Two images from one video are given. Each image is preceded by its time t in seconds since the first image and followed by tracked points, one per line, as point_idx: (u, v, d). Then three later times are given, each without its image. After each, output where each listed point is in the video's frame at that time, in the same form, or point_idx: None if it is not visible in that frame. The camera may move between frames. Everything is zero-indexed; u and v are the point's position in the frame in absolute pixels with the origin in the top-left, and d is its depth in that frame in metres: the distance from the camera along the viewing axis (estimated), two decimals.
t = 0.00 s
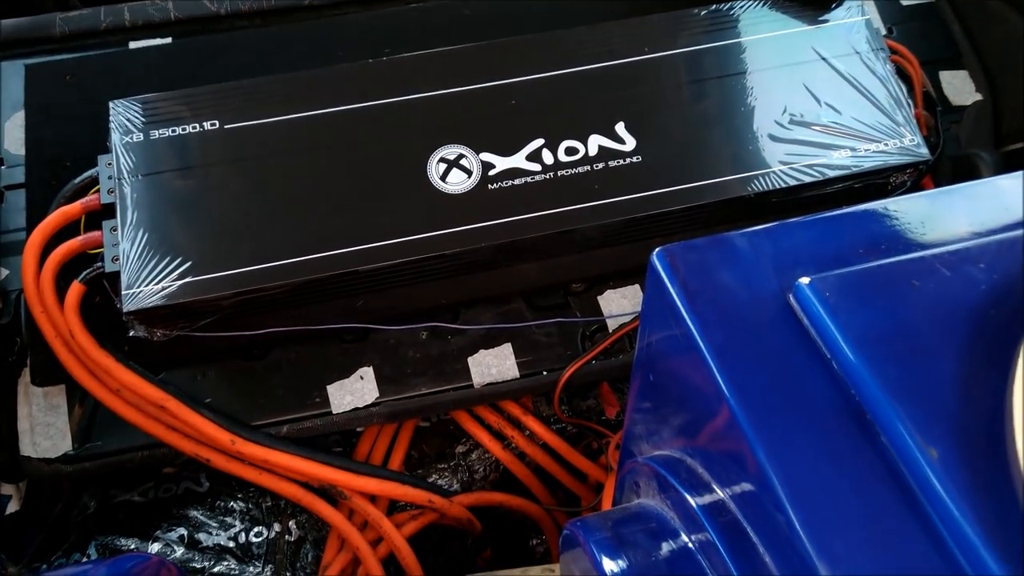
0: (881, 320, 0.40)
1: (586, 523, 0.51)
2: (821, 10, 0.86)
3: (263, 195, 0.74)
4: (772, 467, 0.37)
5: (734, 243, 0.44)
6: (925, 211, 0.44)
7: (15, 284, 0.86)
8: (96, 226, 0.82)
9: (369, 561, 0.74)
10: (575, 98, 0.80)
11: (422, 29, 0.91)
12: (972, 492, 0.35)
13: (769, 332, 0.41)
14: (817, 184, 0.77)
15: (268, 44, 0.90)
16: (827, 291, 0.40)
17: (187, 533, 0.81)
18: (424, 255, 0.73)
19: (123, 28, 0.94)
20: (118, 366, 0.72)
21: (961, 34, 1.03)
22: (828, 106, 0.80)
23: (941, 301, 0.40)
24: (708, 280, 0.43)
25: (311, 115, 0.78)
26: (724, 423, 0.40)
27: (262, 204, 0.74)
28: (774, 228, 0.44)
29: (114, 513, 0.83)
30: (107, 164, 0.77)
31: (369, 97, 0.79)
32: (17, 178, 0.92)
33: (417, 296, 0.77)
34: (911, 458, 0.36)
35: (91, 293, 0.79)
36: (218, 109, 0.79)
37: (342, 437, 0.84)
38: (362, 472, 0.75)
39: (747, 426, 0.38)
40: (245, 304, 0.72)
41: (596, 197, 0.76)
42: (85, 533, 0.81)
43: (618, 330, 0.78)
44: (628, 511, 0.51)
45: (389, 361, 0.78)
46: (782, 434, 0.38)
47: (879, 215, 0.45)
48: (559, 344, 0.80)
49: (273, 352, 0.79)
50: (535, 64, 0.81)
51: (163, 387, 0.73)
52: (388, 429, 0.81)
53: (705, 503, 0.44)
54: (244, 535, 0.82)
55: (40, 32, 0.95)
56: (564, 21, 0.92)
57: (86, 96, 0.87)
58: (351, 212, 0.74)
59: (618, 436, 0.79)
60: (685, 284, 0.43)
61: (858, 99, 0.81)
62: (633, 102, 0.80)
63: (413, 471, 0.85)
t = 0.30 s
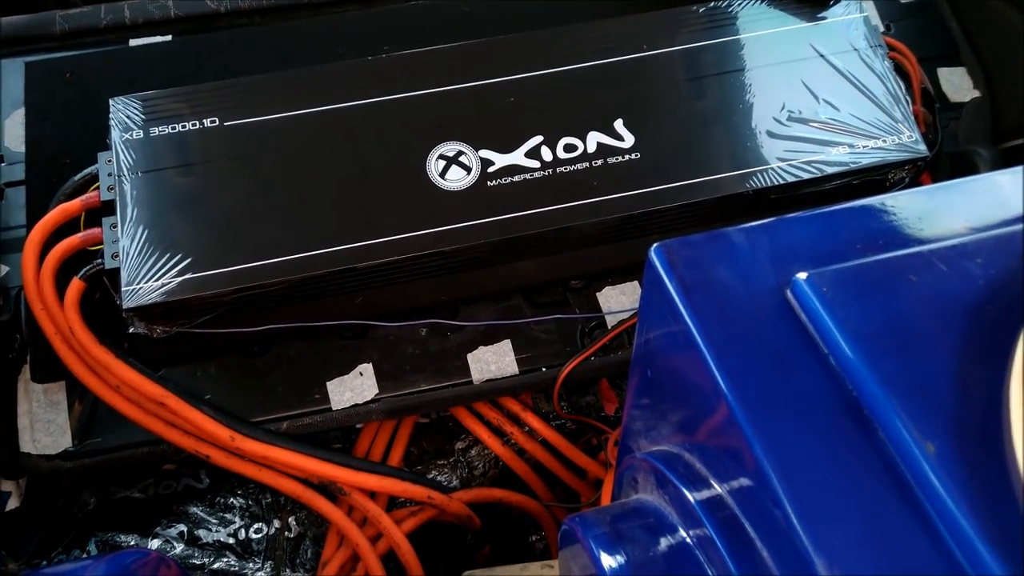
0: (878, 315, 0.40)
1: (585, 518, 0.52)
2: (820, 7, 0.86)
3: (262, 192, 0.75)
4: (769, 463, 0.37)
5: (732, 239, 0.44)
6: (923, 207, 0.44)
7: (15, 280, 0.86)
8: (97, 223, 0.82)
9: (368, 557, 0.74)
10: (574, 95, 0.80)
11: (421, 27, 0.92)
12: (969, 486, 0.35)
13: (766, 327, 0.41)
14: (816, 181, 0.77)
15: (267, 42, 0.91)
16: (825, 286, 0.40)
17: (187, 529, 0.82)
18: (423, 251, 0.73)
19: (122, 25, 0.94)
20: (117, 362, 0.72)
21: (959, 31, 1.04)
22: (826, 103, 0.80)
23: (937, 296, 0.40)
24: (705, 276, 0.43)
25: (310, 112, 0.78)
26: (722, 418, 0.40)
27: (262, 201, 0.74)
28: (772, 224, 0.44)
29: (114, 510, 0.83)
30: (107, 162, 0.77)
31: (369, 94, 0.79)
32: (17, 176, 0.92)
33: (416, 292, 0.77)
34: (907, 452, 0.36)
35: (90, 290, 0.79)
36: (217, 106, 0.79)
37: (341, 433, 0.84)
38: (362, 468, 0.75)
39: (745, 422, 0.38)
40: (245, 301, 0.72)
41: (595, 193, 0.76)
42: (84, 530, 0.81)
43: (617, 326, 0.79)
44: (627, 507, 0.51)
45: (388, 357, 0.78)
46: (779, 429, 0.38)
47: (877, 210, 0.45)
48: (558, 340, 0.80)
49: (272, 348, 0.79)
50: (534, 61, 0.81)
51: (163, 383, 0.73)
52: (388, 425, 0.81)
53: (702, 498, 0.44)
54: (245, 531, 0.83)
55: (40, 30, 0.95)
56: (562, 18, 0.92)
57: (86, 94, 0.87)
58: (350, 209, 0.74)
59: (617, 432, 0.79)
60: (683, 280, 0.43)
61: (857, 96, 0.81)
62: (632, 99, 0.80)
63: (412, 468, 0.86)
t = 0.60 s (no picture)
0: (876, 313, 0.40)
1: (582, 515, 0.51)
2: (819, 5, 0.87)
3: (262, 190, 0.75)
4: (767, 461, 0.37)
5: (730, 237, 0.44)
6: (922, 205, 0.44)
7: (16, 277, 0.86)
8: (97, 221, 0.82)
9: (368, 554, 0.75)
10: (573, 93, 0.81)
11: (421, 25, 0.92)
12: (965, 484, 0.35)
13: (764, 324, 0.42)
14: (814, 179, 0.78)
15: (267, 40, 0.91)
16: (822, 284, 0.41)
17: (187, 526, 0.82)
18: (423, 249, 0.73)
19: (122, 23, 0.94)
20: (119, 360, 0.72)
21: (958, 29, 1.04)
22: (825, 101, 0.81)
23: (935, 293, 0.41)
24: (704, 274, 0.43)
25: (310, 110, 0.79)
26: (721, 416, 0.40)
27: (262, 199, 0.74)
28: (770, 222, 0.45)
29: (115, 507, 0.83)
30: (107, 159, 0.77)
31: (368, 92, 0.80)
32: (18, 173, 0.93)
33: (416, 290, 0.77)
34: (904, 450, 0.36)
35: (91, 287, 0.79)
36: (217, 104, 0.79)
37: (341, 430, 0.84)
38: (363, 465, 0.75)
39: (743, 420, 0.39)
40: (245, 299, 0.72)
41: (594, 191, 0.76)
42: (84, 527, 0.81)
43: (616, 323, 0.79)
44: (626, 503, 0.52)
45: (388, 355, 0.79)
46: (777, 427, 0.38)
47: (875, 208, 0.45)
48: (557, 338, 0.81)
49: (273, 345, 0.79)
50: (533, 59, 0.82)
51: (163, 380, 0.73)
52: (388, 423, 0.81)
53: (700, 495, 0.45)
54: (245, 527, 0.83)
55: (41, 28, 0.96)
56: (561, 17, 0.92)
57: (86, 92, 0.87)
58: (350, 206, 0.74)
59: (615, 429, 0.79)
60: (682, 278, 0.43)
61: (856, 95, 0.81)
62: (631, 97, 0.80)
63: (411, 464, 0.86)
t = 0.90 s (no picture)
0: (874, 311, 0.40)
1: (580, 514, 0.51)
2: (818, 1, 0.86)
3: (258, 187, 0.74)
4: (764, 459, 0.37)
5: (727, 234, 0.44)
6: (920, 202, 0.44)
7: (11, 275, 0.86)
8: (91, 218, 0.81)
9: (365, 553, 0.74)
10: (572, 89, 0.80)
11: (419, 20, 0.91)
12: (963, 482, 0.35)
13: (761, 322, 0.41)
14: (813, 176, 0.77)
15: (263, 36, 0.90)
16: (820, 281, 0.40)
17: (183, 525, 0.81)
18: (420, 246, 0.72)
19: (118, 18, 0.94)
20: (115, 358, 0.71)
21: (957, 25, 1.04)
22: (824, 98, 0.80)
23: (933, 291, 0.40)
24: (701, 271, 0.43)
25: (307, 107, 0.78)
26: (718, 414, 0.40)
27: (258, 196, 0.74)
28: (768, 219, 0.44)
29: (110, 505, 0.83)
30: (101, 156, 0.76)
31: (365, 88, 0.79)
32: (10, 170, 0.92)
33: (413, 288, 0.77)
34: (902, 448, 0.36)
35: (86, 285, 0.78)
36: (213, 101, 0.79)
37: (338, 429, 0.84)
38: (360, 464, 0.75)
39: (740, 418, 0.38)
40: (241, 297, 0.72)
41: (593, 188, 0.76)
42: (79, 527, 0.81)
43: (615, 321, 0.79)
44: (623, 502, 0.51)
45: (385, 353, 0.78)
46: (774, 425, 0.38)
47: (874, 205, 0.45)
48: (556, 336, 0.80)
49: (269, 343, 0.78)
50: (531, 55, 0.81)
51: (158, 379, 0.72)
52: (385, 421, 0.81)
53: (697, 494, 0.44)
54: (241, 527, 0.83)
55: (35, 23, 0.94)
56: (560, 13, 0.92)
57: (81, 88, 0.87)
58: (346, 203, 0.74)
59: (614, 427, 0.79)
60: (679, 275, 0.43)
61: (856, 91, 0.81)
62: (630, 93, 0.80)
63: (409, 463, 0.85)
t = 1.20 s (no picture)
0: (872, 310, 0.40)
1: (577, 514, 0.51)
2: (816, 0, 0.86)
3: (255, 186, 0.74)
4: (762, 459, 0.37)
5: (725, 233, 0.44)
6: (918, 203, 0.44)
7: (6, 275, 0.86)
8: (88, 216, 0.81)
9: (362, 552, 0.74)
10: (569, 88, 0.80)
11: (416, 19, 0.91)
12: (960, 481, 0.35)
13: (760, 321, 0.41)
14: (811, 175, 0.77)
15: (260, 34, 0.90)
16: (818, 281, 0.40)
17: (180, 525, 0.81)
18: (418, 246, 0.72)
19: (114, 16, 0.93)
20: (112, 359, 0.71)
21: (954, 24, 1.04)
22: (822, 97, 0.80)
23: (931, 290, 0.40)
24: (699, 270, 0.43)
25: (304, 105, 0.78)
26: (716, 414, 0.40)
27: (255, 195, 0.73)
28: (767, 218, 0.44)
29: (107, 506, 0.82)
30: (97, 155, 0.76)
31: (362, 87, 0.79)
32: (6, 169, 0.92)
33: (411, 287, 0.76)
34: (900, 448, 0.36)
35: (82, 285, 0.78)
36: (210, 99, 0.78)
37: (336, 429, 0.83)
38: (357, 464, 0.75)
39: (738, 418, 0.38)
40: (239, 296, 0.72)
41: (590, 187, 0.76)
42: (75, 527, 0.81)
43: (613, 320, 0.78)
44: (621, 502, 0.51)
45: (383, 352, 0.78)
46: (772, 425, 0.38)
47: (871, 204, 0.44)
48: (554, 335, 0.80)
49: (266, 343, 0.78)
50: (529, 54, 0.81)
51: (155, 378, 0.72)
52: (383, 420, 0.80)
53: (696, 493, 0.44)
54: (238, 527, 0.82)
55: (31, 21, 0.94)
56: (558, 11, 0.91)
57: (77, 87, 0.86)
58: (344, 202, 0.73)
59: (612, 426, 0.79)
60: (677, 275, 0.43)
61: (853, 90, 0.81)
62: (628, 92, 0.80)
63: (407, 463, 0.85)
